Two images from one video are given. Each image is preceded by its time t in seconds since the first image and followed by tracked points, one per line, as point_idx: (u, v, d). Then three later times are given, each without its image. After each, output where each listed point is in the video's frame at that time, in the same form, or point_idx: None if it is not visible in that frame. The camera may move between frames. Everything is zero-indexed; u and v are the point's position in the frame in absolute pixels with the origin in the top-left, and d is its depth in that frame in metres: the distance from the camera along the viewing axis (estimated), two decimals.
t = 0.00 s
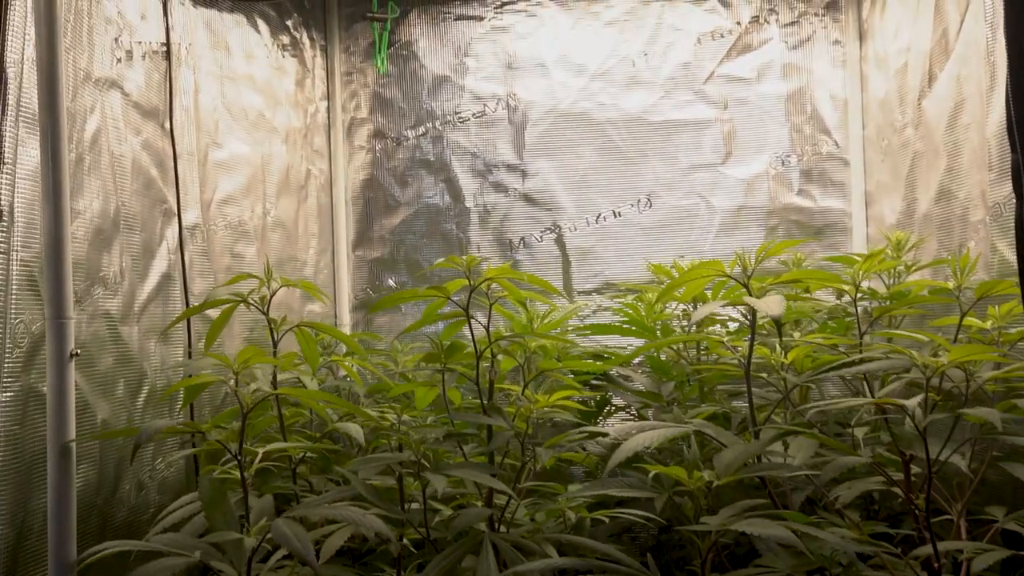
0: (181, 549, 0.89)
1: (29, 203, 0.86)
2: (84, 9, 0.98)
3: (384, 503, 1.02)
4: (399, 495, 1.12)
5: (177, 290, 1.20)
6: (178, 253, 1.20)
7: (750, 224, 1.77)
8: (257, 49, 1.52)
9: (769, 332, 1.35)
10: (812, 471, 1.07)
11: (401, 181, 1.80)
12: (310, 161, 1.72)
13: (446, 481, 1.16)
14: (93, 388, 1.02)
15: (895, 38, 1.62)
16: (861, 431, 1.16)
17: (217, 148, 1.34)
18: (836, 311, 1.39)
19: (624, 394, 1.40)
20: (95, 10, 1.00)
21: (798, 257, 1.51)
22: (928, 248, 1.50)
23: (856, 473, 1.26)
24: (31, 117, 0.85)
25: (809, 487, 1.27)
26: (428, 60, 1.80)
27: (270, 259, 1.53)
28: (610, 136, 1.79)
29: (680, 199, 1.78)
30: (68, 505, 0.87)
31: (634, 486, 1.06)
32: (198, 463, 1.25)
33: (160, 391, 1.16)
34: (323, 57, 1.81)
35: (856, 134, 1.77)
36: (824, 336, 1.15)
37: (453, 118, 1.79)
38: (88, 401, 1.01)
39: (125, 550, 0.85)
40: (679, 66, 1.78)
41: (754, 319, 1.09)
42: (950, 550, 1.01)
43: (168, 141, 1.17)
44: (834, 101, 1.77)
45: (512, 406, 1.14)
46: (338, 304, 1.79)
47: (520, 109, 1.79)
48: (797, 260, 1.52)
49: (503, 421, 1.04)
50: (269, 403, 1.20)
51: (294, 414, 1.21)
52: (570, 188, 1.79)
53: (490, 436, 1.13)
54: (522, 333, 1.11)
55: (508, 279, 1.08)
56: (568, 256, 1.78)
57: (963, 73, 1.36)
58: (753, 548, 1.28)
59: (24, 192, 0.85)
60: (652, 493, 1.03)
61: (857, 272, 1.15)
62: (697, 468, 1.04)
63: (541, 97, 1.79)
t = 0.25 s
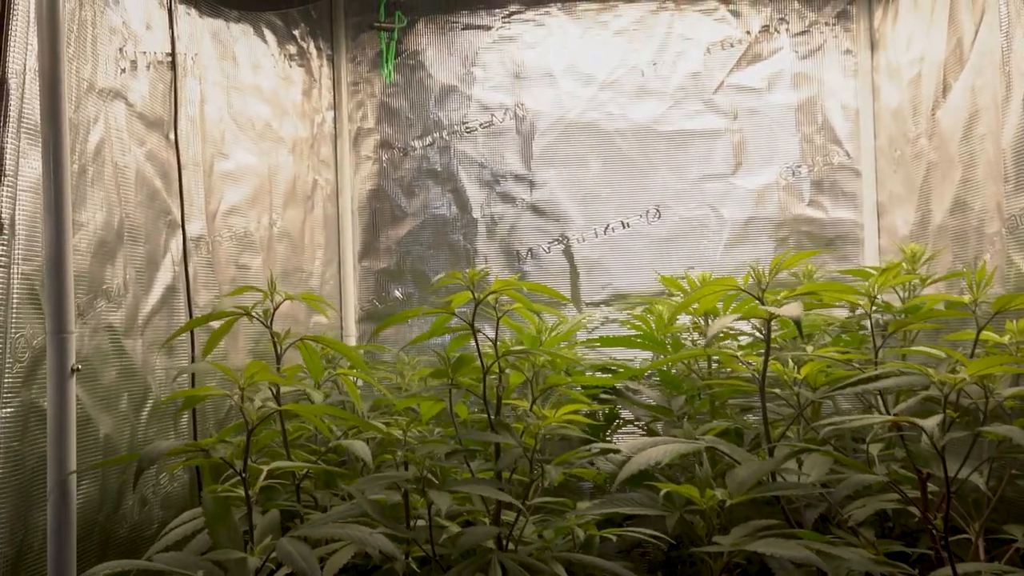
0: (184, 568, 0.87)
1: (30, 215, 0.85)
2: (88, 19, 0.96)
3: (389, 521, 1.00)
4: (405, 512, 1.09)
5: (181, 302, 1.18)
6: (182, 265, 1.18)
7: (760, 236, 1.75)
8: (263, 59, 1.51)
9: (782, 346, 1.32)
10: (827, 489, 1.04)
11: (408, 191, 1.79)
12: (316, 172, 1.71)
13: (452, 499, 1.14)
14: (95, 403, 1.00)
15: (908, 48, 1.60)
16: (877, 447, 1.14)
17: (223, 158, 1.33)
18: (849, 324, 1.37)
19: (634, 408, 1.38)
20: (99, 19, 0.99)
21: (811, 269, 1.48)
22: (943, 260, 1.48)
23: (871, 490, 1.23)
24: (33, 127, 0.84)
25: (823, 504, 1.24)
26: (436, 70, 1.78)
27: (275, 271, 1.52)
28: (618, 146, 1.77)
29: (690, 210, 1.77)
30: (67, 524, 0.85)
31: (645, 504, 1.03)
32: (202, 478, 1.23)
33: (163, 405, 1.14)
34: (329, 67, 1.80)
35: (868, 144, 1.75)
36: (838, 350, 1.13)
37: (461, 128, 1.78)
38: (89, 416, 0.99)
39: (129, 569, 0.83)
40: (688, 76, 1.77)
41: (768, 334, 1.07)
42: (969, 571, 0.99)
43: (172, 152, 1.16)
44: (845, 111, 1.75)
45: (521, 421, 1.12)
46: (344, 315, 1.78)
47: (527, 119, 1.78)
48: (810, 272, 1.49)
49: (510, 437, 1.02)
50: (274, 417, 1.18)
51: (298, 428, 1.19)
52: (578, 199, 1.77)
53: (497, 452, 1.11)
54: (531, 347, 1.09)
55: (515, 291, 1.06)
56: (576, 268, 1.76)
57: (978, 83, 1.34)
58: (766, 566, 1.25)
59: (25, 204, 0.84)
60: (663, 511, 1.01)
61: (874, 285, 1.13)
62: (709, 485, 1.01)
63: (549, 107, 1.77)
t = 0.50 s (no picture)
0: None
1: (33, 231, 0.84)
2: (94, 32, 0.96)
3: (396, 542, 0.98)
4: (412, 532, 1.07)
5: (187, 317, 1.17)
6: (188, 279, 1.17)
7: (772, 249, 1.73)
8: (271, 71, 1.50)
9: (796, 363, 1.30)
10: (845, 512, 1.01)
11: (416, 204, 1.77)
12: (323, 184, 1.69)
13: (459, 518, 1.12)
14: (99, 420, 0.98)
15: (922, 59, 1.58)
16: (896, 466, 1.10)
17: (230, 171, 1.32)
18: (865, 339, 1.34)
19: (645, 426, 1.36)
20: (105, 32, 0.98)
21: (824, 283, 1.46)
22: (960, 274, 1.45)
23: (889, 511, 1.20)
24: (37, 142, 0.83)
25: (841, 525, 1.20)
26: (444, 82, 1.77)
27: (282, 285, 1.50)
28: (628, 159, 1.76)
29: (700, 222, 1.75)
30: (70, 545, 0.83)
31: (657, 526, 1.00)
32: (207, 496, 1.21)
33: (168, 422, 1.12)
34: (337, 79, 1.79)
35: (880, 156, 1.73)
36: (854, 368, 1.10)
37: (469, 140, 1.77)
38: (93, 434, 0.97)
39: None
40: (698, 87, 1.75)
41: (783, 352, 1.05)
42: None
43: (179, 165, 1.15)
44: (857, 122, 1.73)
45: (531, 439, 1.10)
46: (351, 329, 1.76)
47: (536, 131, 1.76)
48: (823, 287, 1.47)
49: (519, 457, 1.00)
50: (280, 435, 1.17)
51: (304, 446, 1.17)
52: (587, 212, 1.76)
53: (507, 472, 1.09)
54: (540, 364, 1.07)
55: (524, 308, 1.05)
56: (586, 281, 1.75)
57: (994, 95, 1.32)
58: None
59: (28, 220, 0.83)
60: (676, 534, 0.97)
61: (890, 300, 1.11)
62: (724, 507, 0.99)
63: (558, 119, 1.76)
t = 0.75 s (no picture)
0: None
1: (34, 245, 0.82)
2: (98, 44, 0.95)
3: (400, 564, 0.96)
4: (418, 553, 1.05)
5: (191, 331, 1.15)
6: (192, 292, 1.16)
7: (783, 262, 1.71)
8: (277, 82, 1.49)
9: (809, 380, 1.28)
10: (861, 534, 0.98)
11: (423, 216, 1.76)
12: (330, 196, 1.68)
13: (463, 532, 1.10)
14: (100, 437, 0.97)
15: (936, 70, 1.56)
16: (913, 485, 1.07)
17: (235, 183, 1.30)
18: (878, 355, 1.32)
19: (655, 442, 1.33)
20: (110, 44, 0.97)
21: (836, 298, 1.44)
22: (975, 289, 1.43)
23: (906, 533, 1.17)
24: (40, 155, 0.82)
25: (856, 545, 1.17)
26: (451, 93, 1.76)
27: (288, 298, 1.49)
28: (636, 170, 1.74)
29: (710, 235, 1.73)
30: (69, 565, 0.81)
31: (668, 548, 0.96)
32: (211, 513, 1.19)
33: (172, 438, 1.11)
34: (344, 90, 1.78)
35: (892, 168, 1.70)
36: (869, 386, 1.08)
37: (476, 152, 1.75)
38: (95, 451, 0.96)
39: None
40: (708, 99, 1.74)
41: (796, 370, 1.02)
42: None
43: (184, 178, 1.13)
44: (869, 134, 1.71)
45: (539, 458, 1.08)
46: (357, 342, 1.75)
47: (544, 142, 1.75)
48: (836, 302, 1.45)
49: (528, 476, 0.98)
50: (284, 452, 1.15)
51: (309, 463, 1.15)
52: (595, 224, 1.74)
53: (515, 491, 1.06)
54: (549, 381, 1.05)
55: (532, 324, 1.03)
56: (594, 294, 1.73)
57: (1009, 107, 1.30)
58: None
59: (29, 234, 0.81)
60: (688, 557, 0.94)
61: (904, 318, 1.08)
62: (737, 530, 0.96)
63: (566, 131, 1.75)
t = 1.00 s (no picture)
0: None
1: (37, 261, 0.80)
2: (104, 57, 0.93)
3: None
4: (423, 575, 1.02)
5: (196, 346, 1.14)
6: (197, 307, 1.14)
7: (794, 276, 1.69)
8: (284, 94, 1.48)
9: (823, 398, 1.25)
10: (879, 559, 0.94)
11: (430, 229, 1.74)
12: (336, 209, 1.67)
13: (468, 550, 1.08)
14: (103, 454, 0.95)
15: (948, 83, 1.54)
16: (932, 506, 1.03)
17: (241, 197, 1.29)
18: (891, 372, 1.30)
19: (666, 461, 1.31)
20: (115, 57, 0.96)
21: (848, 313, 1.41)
22: (990, 305, 1.40)
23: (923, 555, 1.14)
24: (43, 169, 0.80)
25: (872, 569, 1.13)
26: (459, 105, 1.75)
27: (294, 312, 1.47)
28: (645, 184, 1.72)
29: (719, 248, 1.71)
30: None
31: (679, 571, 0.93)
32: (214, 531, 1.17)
33: (175, 455, 1.09)
34: (351, 102, 1.77)
35: (905, 182, 1.69)
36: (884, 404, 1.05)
37: (484, 164, 1.74)
38: (97, 470, 0.94)
39: None
40: (718, 111, 1.72)
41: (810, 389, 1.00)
42: None
43: (189, 191, 1.12)
44: (881, 147, 1.69)
45: (548, 477, 1.06)
46: (363, 356, 1.73)
47: (552, 155, 1.73)
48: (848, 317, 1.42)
49: (537, 496, 0.96)
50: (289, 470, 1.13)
51: (313, 482, 1.13)
52: (603, 237, 1.72)
53: (524, 511, 1.04)
54: (559, 399, 1.03)
55: (543, 341, 1.01)
56: (603, 308, 1.71)
57: None
58: None
59: (31, 249, 0.79)
60: None
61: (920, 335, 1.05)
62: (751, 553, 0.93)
63: (574, 143, 1.73)
